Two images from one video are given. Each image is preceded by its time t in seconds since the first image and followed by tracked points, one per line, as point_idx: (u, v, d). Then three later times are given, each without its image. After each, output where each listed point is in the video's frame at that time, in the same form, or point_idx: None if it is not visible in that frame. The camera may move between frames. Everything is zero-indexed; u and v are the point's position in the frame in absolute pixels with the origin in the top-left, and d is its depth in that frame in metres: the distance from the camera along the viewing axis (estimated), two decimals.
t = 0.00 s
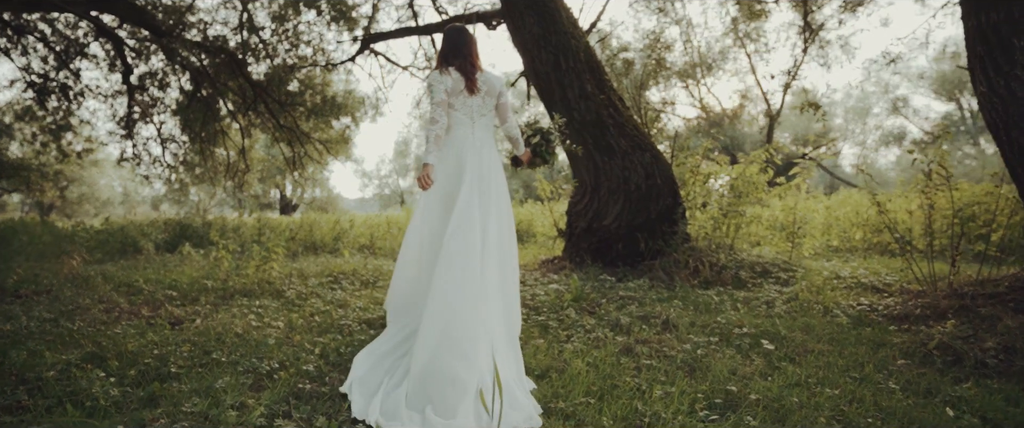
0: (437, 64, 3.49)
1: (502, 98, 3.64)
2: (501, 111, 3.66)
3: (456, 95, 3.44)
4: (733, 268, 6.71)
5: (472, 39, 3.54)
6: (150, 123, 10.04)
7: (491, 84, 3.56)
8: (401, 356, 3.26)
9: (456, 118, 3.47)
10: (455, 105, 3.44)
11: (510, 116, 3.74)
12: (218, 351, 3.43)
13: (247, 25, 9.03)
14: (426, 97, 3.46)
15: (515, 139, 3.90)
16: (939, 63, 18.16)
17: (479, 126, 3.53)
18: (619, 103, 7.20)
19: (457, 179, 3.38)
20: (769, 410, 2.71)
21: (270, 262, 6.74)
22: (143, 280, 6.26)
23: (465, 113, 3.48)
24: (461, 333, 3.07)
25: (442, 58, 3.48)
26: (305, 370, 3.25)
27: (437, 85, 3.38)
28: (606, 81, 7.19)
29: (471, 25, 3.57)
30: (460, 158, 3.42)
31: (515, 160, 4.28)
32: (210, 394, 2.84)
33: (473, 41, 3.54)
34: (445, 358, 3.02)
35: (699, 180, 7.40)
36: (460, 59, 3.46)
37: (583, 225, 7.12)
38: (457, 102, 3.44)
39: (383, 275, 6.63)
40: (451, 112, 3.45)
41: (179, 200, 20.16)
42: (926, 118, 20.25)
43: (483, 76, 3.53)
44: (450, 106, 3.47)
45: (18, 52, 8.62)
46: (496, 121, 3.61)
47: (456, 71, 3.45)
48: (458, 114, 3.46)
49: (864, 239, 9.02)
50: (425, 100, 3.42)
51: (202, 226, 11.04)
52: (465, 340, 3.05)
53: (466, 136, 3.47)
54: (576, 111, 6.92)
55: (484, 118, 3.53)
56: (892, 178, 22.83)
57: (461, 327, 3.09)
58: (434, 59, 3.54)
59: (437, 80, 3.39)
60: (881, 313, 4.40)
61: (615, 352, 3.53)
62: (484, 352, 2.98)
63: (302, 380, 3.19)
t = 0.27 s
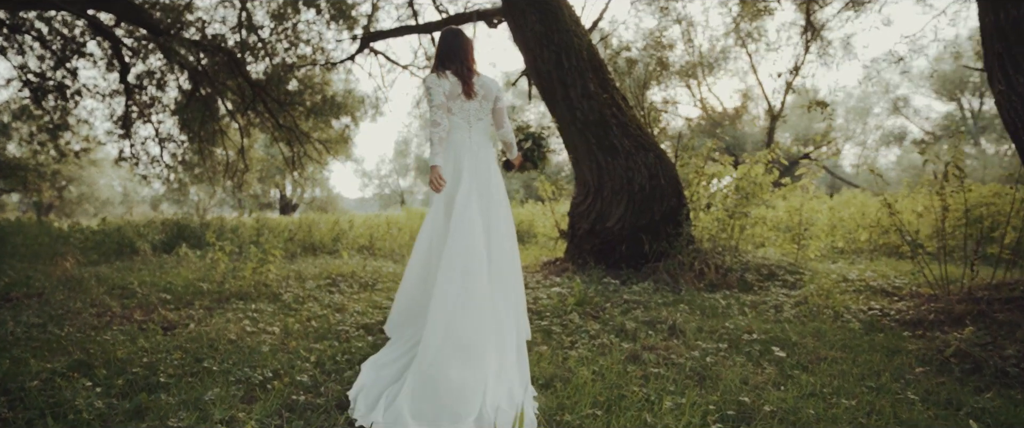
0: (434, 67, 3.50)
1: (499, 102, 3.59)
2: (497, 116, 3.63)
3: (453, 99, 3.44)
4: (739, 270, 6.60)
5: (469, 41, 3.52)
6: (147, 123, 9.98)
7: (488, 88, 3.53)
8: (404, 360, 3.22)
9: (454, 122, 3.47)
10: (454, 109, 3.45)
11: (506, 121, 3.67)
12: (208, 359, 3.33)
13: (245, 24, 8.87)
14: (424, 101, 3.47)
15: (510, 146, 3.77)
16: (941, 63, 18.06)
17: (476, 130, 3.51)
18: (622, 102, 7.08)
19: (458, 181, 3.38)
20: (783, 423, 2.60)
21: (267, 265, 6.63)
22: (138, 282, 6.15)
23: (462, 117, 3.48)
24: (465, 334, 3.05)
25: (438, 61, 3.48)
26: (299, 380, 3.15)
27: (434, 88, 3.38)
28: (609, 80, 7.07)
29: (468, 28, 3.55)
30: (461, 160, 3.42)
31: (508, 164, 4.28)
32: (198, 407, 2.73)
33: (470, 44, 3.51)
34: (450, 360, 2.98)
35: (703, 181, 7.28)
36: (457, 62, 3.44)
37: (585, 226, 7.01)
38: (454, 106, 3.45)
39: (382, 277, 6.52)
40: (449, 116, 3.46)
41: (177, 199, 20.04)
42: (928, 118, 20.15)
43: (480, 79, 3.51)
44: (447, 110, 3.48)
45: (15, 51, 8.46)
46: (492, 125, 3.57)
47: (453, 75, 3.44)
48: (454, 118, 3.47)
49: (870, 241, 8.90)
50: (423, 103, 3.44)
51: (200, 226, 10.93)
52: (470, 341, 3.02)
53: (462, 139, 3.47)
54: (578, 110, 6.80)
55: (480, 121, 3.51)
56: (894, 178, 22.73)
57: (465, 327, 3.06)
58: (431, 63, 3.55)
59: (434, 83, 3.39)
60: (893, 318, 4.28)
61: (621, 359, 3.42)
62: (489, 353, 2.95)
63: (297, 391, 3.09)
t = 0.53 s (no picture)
0: (431, 72, 3.46)
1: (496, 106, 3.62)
2: (493, 120, 3.61)
3: (451, 104, 3.40)
4: (745, 272, 6.49)
5: (465, 44, 3.49)
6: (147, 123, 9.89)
7: (485, 92, 3.53)
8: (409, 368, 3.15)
9: (452, 127, 3.42)
10: (450, 114, 3.40)
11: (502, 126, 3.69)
12: (201, 366, 3.25)
13: (244, 23, 8.67)
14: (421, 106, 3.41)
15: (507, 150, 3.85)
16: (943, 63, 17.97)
17: (474, 134, 3.48)
18: (626, 101, 6.98)
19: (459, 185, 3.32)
20: None
21: (266, 267, 6.52)
22: (134, 284, 6.05)
23: (459, 122, 3.44)
24: (470, 336, 2.99)
25: (436, 66, 3.45)
26: (296, 389, 3.05)
27: (431, 93, 3.33)
28: (613, 79, 6.95)
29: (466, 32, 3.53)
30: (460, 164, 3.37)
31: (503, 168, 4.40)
32: (190, 419, 2.64)
33: (467, 48, 3.50)
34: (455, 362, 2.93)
35: (708, 180, 7.18)
36: (455, 66, 3.43)
37: (588, 228, 6.90)
38: (452, 111, 3.40)
39: (382, 279, 6.41)
40: (447, 121, 3.41)
41: (176, 199, 19.93)
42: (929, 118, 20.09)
43: (476, 85, 3.50)
44: (445, 115, 3.43)
45: (13, 50, 8.35)
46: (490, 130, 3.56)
47: (450, 79, 3.42)
48: (452, 123, 3.42)
49: (877, 241, 8.78)
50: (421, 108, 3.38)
51: (199, 227, 10.83)
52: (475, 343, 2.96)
53: (460, 144, 3.43)
54: (581, 109, 6.68)
55: (478, 126, 3.49)
56: (896, 178, 22.62)
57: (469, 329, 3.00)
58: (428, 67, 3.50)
59: (432, 88, 3.35)
60: (907, 322, 4.18)
61: (628, 366, 3.32)
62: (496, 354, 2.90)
63: (293, 400, 2.99)
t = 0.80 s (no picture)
0: (423, 76, 3.52)
1: (489, 109, 3.69)
2: (488, 122, 3.70)
3: (443, 107, 3.46)
4: (753, 274, 6.36)
5: (459, 48, 3.54)
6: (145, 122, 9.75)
7: (479, 95, 3.60)
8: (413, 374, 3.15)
9: (444, 131, 3.49)
10: (444, 118, 3.47)
11: (497, 128, 3.79)
12: (193, 375, 3.17)
13: (244, 22, 8.54)
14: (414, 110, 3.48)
15: (502, 150, 3.96)
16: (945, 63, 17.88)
17: (468, 137, 3.55)
18: (631, 100, 6.83)
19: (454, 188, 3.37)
20: None
21: (263, 269, 6.38)
22: (128, 286, 5.91)
23: (453, 125, 3.51)
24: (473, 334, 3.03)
25: (428, 70, 3.51)
26: (291, 402, 2.94)
27: (425, 98, 3.39)
28: (618, 77, 6.82)
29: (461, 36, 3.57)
30: (453, 167, 3.43)
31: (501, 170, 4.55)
32: None
33: (461, 51, 3.56)
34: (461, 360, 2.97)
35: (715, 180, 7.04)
36: (448, 69, 3.49)
37: (592, 229, 6.77)
38: (445, 115, 3.47)
39: (381, 281, 6.28)
40: (440, 125, 3.48)
41: (175, 199, 19.80)
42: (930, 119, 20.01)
43: (471, 88, 3.56)
44: (438, 119, 3.49)
45: (10, 49, 8.21)
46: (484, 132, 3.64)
47: (443, 83, 3.47)
48: (445, 127, 3.49)
49: (884, 242, 8.64)
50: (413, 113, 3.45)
51: (197, 227, 10.70)
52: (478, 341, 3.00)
53: (454, 147, 3.48)
54: (586, 108, 6.57)
55: (472, 129, 3.55)
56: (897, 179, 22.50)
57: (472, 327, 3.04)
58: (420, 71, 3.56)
59: (425, 93, 3.41)
60: (925, 328, 4.03)
61: (639, 376, 3.20)
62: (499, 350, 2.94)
63: (288, 414, 2.87)
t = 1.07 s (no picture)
0: (418, 71, 3.71)
1: (486, 106, 3.88)
2: (482, 118, 3.89)
3: (437, 105, 3.67)
4: (763, 275, 6.22)
5: (455, 45, 3.71)
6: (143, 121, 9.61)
7: (474, 92, 3.78)
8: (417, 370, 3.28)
9: (438, 127, 3.72)
10: (437, 115, 3.69)
11: (493, 122, 3.98)
12: (185, 381, 3.11)
13: (244, 19, 8.32)
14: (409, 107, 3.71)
15: (501, 147, 4.16)
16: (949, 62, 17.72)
17: (463, 133, 3.77)
18: (637, 97, 6.69)
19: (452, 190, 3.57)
20: None
21: (261, 269, 6.24)
22: (123, 287, 5.78)
23: (448, 122, 3.72)
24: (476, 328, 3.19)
25: (423, 66, 3.69)
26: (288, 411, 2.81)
27: (418, 95, 3.61)
28: (623, 74, 6.68)
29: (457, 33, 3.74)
30: (449, 168, 3.64)
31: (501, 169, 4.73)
32: None
33: (456, 48, 3.72)
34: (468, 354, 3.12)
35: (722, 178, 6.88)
36: (443, 66, 3.66)
37: (598, 229, 6.63)
38: (438, 112, 3.68)
39: (382, 282, 6.13)
40: (433, 122, 3.71)
41: (174, 198, 19.65)
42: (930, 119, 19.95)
43: (465, 84, 3.74)
44: (432, 116, 3.72)
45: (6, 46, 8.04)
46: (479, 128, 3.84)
47: (437, 80, 3.66)
48: (440, 124, 3.71)
49: (893, 242, 8.51)
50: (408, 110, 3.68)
51: (194, 226, 10.56)
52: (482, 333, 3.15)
53: (449, 143, 3.71)
54: (591, 105, 6.43)
55: (466, 126, 3.76)
56: (901, 179, 22.32)
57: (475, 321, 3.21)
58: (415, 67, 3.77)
59: (419, 91, 3.62)
60: (947, 331, 3.89)
61: (653, 383, 3.08)
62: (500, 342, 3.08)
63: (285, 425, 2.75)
